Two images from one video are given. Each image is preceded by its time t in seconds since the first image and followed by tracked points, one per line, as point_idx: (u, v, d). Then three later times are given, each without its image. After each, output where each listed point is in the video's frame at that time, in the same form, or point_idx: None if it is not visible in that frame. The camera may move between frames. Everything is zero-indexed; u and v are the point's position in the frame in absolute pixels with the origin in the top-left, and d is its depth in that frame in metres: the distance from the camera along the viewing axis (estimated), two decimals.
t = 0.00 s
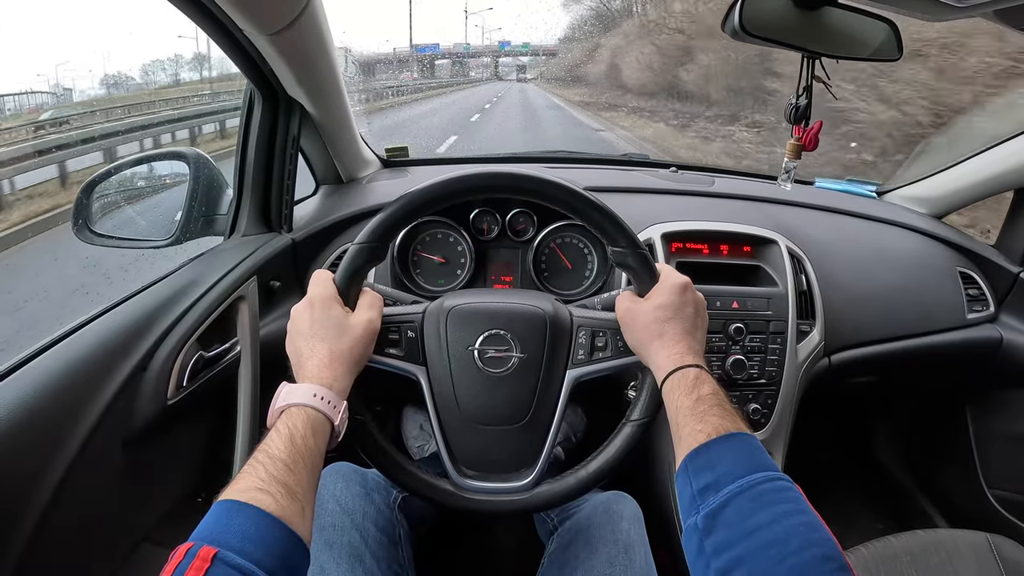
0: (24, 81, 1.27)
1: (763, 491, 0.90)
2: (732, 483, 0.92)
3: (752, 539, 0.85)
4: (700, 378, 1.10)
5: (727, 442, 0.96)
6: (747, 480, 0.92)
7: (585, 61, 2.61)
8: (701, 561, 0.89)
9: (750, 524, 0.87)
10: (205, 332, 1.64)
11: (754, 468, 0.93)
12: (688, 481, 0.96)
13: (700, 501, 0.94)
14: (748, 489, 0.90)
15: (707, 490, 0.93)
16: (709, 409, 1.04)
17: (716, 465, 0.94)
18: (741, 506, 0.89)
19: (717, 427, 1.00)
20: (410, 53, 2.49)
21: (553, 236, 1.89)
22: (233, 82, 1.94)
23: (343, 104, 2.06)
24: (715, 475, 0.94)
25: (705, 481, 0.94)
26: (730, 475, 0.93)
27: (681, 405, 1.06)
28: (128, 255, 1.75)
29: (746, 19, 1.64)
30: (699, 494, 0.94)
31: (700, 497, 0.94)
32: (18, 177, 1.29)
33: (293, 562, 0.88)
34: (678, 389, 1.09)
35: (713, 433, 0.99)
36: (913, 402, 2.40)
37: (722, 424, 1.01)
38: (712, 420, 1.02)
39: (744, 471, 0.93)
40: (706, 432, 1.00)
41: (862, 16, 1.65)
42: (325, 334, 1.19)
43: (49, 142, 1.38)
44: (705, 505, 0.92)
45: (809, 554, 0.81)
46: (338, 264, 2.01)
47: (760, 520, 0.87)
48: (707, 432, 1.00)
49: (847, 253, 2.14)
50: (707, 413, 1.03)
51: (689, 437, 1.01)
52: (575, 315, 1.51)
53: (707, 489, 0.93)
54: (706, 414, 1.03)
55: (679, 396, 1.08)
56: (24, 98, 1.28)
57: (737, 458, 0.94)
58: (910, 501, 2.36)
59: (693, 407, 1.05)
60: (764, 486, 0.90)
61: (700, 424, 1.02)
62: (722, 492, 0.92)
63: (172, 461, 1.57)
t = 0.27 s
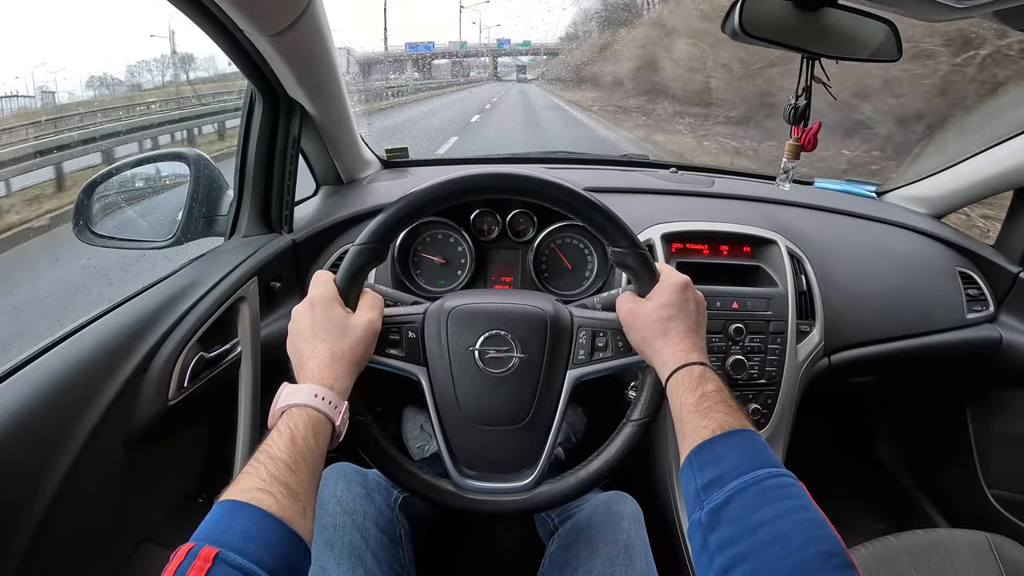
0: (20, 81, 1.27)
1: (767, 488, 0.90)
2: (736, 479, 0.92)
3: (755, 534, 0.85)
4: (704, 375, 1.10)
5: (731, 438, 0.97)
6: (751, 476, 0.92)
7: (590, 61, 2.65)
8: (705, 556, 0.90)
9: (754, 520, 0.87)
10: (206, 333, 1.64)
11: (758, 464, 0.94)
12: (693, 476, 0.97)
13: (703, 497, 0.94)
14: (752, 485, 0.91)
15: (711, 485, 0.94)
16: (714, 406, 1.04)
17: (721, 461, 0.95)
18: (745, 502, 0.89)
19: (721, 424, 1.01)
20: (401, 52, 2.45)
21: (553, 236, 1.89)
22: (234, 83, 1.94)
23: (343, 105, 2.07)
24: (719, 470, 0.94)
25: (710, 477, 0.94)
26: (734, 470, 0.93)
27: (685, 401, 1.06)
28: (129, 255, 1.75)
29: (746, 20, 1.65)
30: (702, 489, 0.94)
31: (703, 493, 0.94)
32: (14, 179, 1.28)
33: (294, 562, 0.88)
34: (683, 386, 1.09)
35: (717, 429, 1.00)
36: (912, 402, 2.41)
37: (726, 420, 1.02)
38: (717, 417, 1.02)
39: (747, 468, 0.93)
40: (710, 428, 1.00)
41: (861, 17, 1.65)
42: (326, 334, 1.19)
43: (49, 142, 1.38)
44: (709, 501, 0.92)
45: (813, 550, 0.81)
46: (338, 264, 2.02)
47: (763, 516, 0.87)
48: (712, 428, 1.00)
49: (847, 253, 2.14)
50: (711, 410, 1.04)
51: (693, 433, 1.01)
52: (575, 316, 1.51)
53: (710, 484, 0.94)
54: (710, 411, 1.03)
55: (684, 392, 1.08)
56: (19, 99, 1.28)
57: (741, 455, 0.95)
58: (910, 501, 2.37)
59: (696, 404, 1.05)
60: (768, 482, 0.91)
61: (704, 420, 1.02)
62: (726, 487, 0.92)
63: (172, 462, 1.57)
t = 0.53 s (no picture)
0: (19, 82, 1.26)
1: (768, 486, 0.90)
2: (737, 478, 0.92)
3: (756, 533, 0.86)
4: (704, 374, 1.10)
5: (732, 437, 0.97)
6: (752, 475, 0.92)
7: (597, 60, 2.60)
8: (706, 555, 0.90)
9: (754, 519, 0.87)
10: (206, 333, 1.64)
11: (759, 463, 0.94)
12: (693, 474, 0.97)
13: (704, 495, 0.94)
14: (753, 484, 0.91)
15: (712, 483, 0.94)
16: (714, 404, 1.04)
17: (721, 460, 0.95)
18: (746, 500, 0.90)
19: (721, 422, 1.01)
20: (396, 52, 2.39)
21: (553, 236, 1.90)
22: (234, 83, 1.94)
23: (343, 105, 2.07)
24: (720, 469, 0.94)
25: (710, 475, 0.95)
26: (735, 469, 0.93)
27: (685, 400, 1.07)
28: (129, 256, 1.75)
29: (746, 21, 1.65)
30: (703, 488, 0.95)
31: (704, 491, 0.94)
32: (11, 180, 1.28)
33: (296, 562, 0.88)
34: (683, 384, 1.09)
35: (718, 428, 1.00)
36: (912, 402, 2.41)
37: (727, 419, 1.02)
38: (717, 415, 1.02)
39: (748, 466, 0.93)
40: (711, 427, 1.00)
41: (860, 18, 1.65)
42: (326, 334, 1.19)
43: (50, 142, 1.38)
44: (710, 499, 0.93)
45: (813, 549, 0.81)
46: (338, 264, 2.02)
47: (764, 515, 0.87)
48: (712, 427, 1.00)
49: (847, 253, 2.14)
50: (712, 409, 1.04)
51: (694, 432, 1.01)
52: (575, 316, 1.51)
53: (711, 483, 0.94)
54: (711, 409, 1.04)
55: (684, 390, 1.08)
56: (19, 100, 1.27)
57: (742, 453, 0.95)
58: (909, 501, 2.37)
59: (697, 402, 1.05)
60: (769, 481, 0.91)
61: (705, 419, 1.02)
62: (727, 486, 0.92)
63: (172, 462, 1.57)
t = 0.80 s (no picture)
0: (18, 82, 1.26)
1: (762, 491, 0.91)
2: (731, 483, 0.93)
3: (751, 537, 0.86)
4: (699, 379, 1.11)
5: (726, 441, 0.97)
6: (746, 479, 0.93)
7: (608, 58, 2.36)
8: (700, 559, 0.90)
9: (750, 523, 0.88)
10: (206, 335, 1.65)
11: (753, 468, 0.94)
12: (688, 479, 0.97)
13: (699, 499, 0.94)
14: (748, 489, 0.91)
15: (707, 488, 0.94)
16: (709, 409, 1.05)
17: (716, 464, 0.95)
18: (741, 505, 0.90)
19: (716, 426, 1.01)
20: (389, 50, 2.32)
21: (552, 238, 1.90)
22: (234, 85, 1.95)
23: (342, 106, 2.07)
24: (714, 473, 0.94)
25: (705, 480, 0.95)
26: (729, 474, 0.94)
27: (680, 405, 1.07)
28: (129, 258, 1.76)
29: (743, 22, 1.65)
30: (698, 492, 0.95)
31: (698, 495, 0.95)
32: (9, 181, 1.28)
33: (293, 559, 0.89)
34: (678, 389, 1.10)
35: (713, 432, 1.00)
36: (911, 403, 2.41)
37: (722, 423, 1.02)
38: (712, 420, 1.03)
39: (743, 471, 0.94)
40: (705, 431, 1.01)
41: (858, 18, 1.66)
42: (325, 333, 1.20)
43: (49, 144, 1.38)
44: (705, 503, 0.93)
45: (807, 553, 0.82)
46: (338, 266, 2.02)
47: (759, 519, 0.87)
48: (707, 431, 1.01)
49: (845, 254, 2.14)
50: (707, 413, 1.04)
51: (689, 436, 1.02)
52: (573, 317, 1.52)
53: (706, 487, 0.94)
54: (706, 414, 1.04)
55: (678, 395, 1.09)
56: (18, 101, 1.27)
57: (736, 458, 0.95)
58: (909, 501, 2.37)
59: (692, 407, 1.06)
60: (763, 485, 0.91)
61: (699, 423, 1.03)
62: (722, 490, 0.92)
63: (172, 464, 1.58)
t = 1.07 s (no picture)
0: (15, 83, 1.26)
1: (762, 497, 0.90)
2: (730, 489, 0.92)
3: (750, 544, 0.86)
4: (699, 383, 1.10)
5: (725, 448, 0.97)
6: (745, 485, 0.92)
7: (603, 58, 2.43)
8: (699, 566, 0.90)
9: (748, 529, 0.87)
10: (204, 334, 1.65)
11: (752, 474, 0.94)
12: (686, 485, 0.97)
13: (698, 506, 0.94)
14: (747, 495, 0.91)
15: (705, 494, 0.94)
16: (708, 414, 1.04)
17: (715, 470, 0.95)
18: (740, 512, 0.90)
19: (715, 433, 1.01)
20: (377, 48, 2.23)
21: (551, 236, 1.89)
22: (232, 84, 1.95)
23: (341, 104, 2.06)
24: (713, 480, 0.94)
25: (704, 486, 0.94)
26: (728, 480, 0.93)
27: (680, 410, 1.06)
28: (127, 258, 1.75)
29: (743, 20, 1.65)
30: (697, 499, 0.94)
31: (698, 502, 0.94)
32: (7, 181, 1.27)
33: (293, 558, 0.88)
34: (677, 393, 1.09)
35: (711, 438, 1.00)
36: (911, 402, 2.41)
37: (721, 429, 1.02)
38: (711, 425, 1.02)
39: (742, 477, 0.93)
40: (704, 437, 1.00)
41: (858, 16, 1.65)
42: (324, 329, 1.19)
43: (48, 142, 1.38)
44: (704, 510, 0.93)
45: (807, 560, 0.82)
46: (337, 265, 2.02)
47: (758, 525, 0.87)
48: (706, 437, 1.00)
49: (845, 252, 2.14)
50: (705, 419, 1.04)
51: (688, 442, 1.01)
52: (573, 317, 1.51)
53: (704, 494, 0.94)
54: (705, 419, 1.04)
55: (678, 399, 1.08)
56: (13, 102, 1.27)
57: (735, 464, 0.95)
58: (909, 500, 2.37)
59: (691, 412, 1.05)
60: (763, 492, 0.91)
61: (698, 429, 1.02)
62: (721, 497, 0.92)
63: (171, 463, 1.57)
